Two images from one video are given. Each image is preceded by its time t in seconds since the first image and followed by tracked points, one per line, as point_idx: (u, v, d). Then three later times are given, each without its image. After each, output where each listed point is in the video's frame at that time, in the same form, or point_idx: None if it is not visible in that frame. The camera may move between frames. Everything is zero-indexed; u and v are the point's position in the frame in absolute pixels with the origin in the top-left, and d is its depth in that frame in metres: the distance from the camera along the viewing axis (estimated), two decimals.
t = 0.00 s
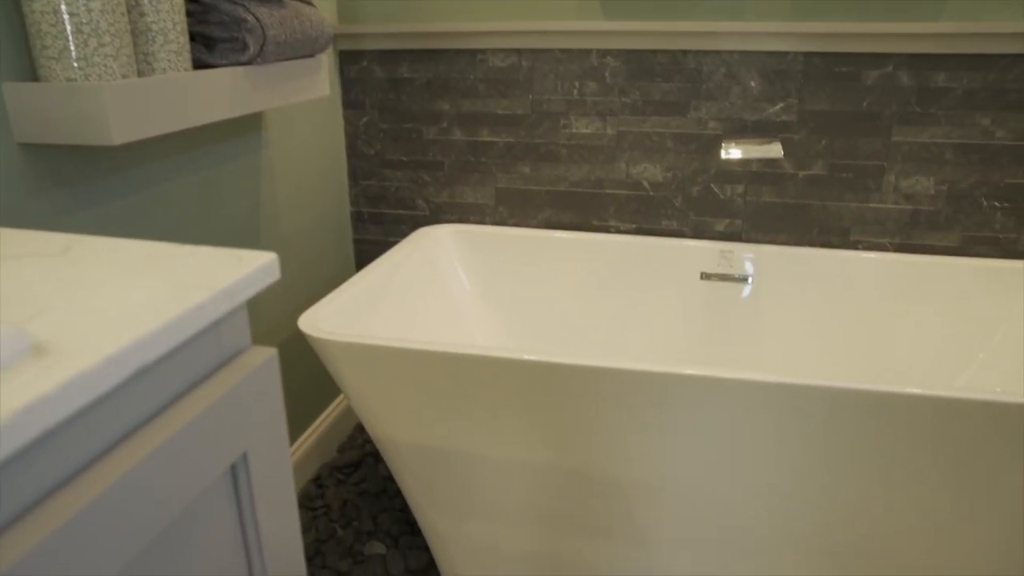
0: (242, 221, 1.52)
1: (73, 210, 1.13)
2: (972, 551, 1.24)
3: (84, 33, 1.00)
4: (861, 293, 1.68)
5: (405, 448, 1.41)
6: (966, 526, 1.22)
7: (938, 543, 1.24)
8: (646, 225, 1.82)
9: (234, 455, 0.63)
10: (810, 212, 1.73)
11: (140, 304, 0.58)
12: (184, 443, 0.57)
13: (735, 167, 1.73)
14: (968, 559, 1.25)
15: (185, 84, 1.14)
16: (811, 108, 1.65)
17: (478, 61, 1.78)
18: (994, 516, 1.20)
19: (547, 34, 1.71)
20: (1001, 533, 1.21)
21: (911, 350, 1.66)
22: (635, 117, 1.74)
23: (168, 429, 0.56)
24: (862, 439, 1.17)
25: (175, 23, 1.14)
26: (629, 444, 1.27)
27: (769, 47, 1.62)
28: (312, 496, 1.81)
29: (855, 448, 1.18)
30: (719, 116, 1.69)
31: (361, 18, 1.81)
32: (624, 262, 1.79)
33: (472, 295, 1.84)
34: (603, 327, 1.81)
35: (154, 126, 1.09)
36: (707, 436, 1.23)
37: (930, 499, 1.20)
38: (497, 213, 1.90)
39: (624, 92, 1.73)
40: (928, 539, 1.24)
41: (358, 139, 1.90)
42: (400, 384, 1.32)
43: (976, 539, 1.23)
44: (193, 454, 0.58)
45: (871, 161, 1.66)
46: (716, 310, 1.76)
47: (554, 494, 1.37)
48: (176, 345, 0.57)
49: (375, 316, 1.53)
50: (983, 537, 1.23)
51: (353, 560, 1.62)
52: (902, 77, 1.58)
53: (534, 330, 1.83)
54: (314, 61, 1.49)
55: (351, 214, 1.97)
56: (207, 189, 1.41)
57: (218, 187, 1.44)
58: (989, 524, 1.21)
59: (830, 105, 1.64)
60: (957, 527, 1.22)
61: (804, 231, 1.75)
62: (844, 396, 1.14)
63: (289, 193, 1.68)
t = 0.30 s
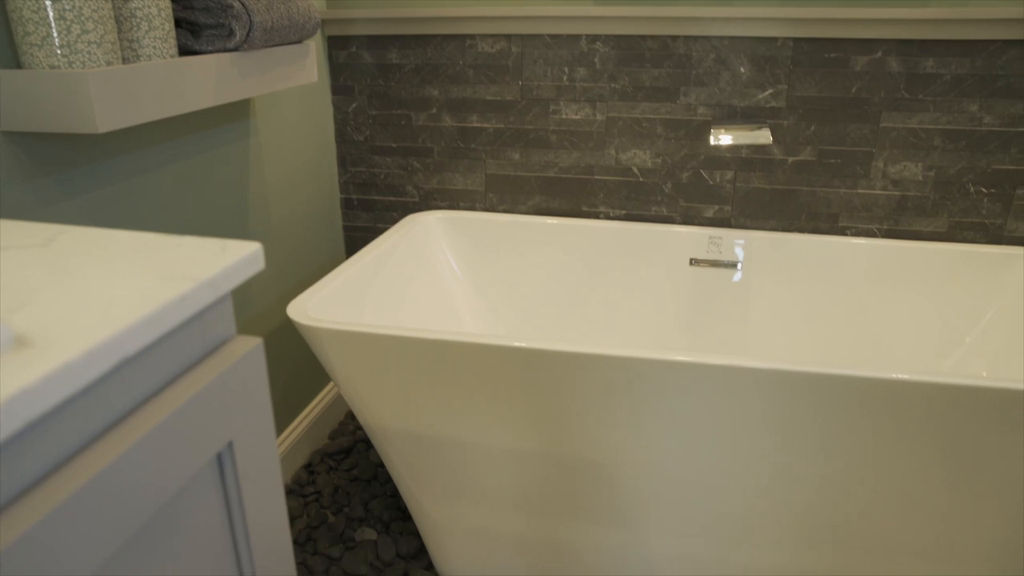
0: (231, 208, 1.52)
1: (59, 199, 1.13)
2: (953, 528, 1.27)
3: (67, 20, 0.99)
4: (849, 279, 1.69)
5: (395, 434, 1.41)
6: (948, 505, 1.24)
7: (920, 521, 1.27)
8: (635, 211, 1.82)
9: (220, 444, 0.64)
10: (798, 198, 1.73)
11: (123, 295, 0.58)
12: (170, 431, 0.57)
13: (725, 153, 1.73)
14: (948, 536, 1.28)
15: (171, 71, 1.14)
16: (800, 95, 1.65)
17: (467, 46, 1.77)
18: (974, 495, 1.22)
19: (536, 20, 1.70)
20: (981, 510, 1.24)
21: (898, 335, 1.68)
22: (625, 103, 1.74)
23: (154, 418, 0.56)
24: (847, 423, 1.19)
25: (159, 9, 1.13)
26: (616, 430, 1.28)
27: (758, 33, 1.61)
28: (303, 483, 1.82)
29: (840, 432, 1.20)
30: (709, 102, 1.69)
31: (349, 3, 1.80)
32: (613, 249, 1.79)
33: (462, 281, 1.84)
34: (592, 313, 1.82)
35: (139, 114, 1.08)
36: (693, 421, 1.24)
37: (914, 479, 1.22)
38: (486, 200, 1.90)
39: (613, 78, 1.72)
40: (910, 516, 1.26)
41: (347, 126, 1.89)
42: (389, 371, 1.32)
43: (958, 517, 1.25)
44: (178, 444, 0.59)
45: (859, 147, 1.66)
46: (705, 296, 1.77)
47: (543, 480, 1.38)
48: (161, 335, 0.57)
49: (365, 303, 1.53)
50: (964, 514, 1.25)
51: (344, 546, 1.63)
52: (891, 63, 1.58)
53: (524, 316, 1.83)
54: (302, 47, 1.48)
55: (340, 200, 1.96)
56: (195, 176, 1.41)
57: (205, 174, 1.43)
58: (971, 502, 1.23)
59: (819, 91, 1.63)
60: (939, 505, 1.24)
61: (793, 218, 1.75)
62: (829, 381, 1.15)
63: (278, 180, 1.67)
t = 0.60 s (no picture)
0: (222, 201, 1.51)
1: (49, 192, 1.12)
2: (939, 516, 1.28)
3: (54, 12, 0.99)
4: (840, 270, 1.70)
5: (387, 426, 1.42)
6: (934, 493, 1.25)
7: (907, 509, 1.28)
8: (627, 202, 1.83)
9: (209, 437, 0.64)
10: (790, 190, 1.74)
11: (110, 291, 0.58)
12: (158, 425, 0.58)
13: (716, 145, 1.73)
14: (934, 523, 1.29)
15: (160, 63, 1.13)
16: (791, 86, 1.65)
17: (459, 38, 1.77)
18: (960, 483, 1.23)
19: (527, 11, 1.70)
20: (967, 498, 1.25)
21: (888, 325, 1.69)
22: (617, 95, 1.74)
23: (143, 412, 0.57)
24: (835, 414, 1.20)
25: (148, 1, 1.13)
26: (607, 422, 1.29)
27: (749, 24, 1.61)
28: (297, 475, 1.82)
29: (828, 423, 1.21)
30: (700, 93, 1.69)
31: None
32: (605, 240, 1.79)
33: (455, 273, 1.84)
34: (584, 304, 1.82)
35: (128, 107, 1.08)
36: (683, 412, 1.25)
37: (901, 469, 1.23)
38: (479, 191, 1.90)
39: (605, 69, 1.72)
40: (897, 504, 1.28)
41: (339, 117, 1.89)
42: (381, 364, 1.32)
43: (945, 505, 1.27)
44: (166, 437, 0.59)
45: (850, 139, 1.66)
46: (697, 287, 1.78)
47: (535, 471, 1.38)
48: (150, 329, 0.57)
49: (357, 296, 1.53)
50: (950, 503, 1.26)
51: (338, 538, 1.64)
52: (882, 55, 1.59)
53: (516, 308, 1.83)
54: (292, 38, 1.48)
55: (332, 192, 1.96)
56: (186, 169, 1.40)
57: (196, 167, 1.43)
58: (957, 490, 1.24)
59: (810, 83, 1.64)
60: (926, 494, 1.26)
61: (784, 209, 1.76)
62: (819, 372, 1.16)
63: (269, 172, 1.67)
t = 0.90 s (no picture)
0: (210, 194, 1.51)
1: (36, 186, 1.12)
2: (921, 503, 1.30)
3: (38, 6, 0.99)
4: (826, 261, 1.71)
5: (376, 418, 1.42)
6: (916, 481, 1.27)
7: (889, 497, 1.30)
8: (616, 194, 1.84)
9: (194, 429, 0.65)
10: (776, 181, 1.75)
11: (93, 286, 0.58)
12: (144, 416, 0.58)
13: (704, 137, 1.74)
14: (916, 510, 1.31)
15: (146, 57, 1.14)
16: (778, 78, 1.65)
17: (447, 30, 1.77)
18: (943, 472, 1.25)
19: (515, 4, 1.70)
20: (948, 486, 1.27)
21: (874, 316, 1.70)
22: (605, 87, 1.74)
23: (129, 403, 0.57)
24: (818, 404, 1.21)
25: None
26: (594, 413, 1.30)
27: (736, 16, 1.62)
28: (288, 467, 1.83)
29: (812, 412, 1.22)
30: (688, 85, 1.70)
31: None
32: (593, 232, 1.80)
33: (444, 265, 1.85)
34: (572, 296, 1.83)
35: (114, 101, 1.08)
36: (668, 403, 1.26)
37: (883, 457, 1.24)
38: (468, 184, 1.91)
39: (593, 61, 1.73)
40: (879, 492, 1.29)
41: (328, 110, 1.89)
42: (370, 356, 1.33)
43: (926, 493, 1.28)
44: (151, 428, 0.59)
45: (836, 131, 1.67)
46: (685, 278, 1.79)
47: (522, 461, 1.40)
48: (135, 323, 0.58)
49: (347, 288, 1.53)
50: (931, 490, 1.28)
51: (329, 529, 1.65)
52: (867, 47, 1.59)
53: (506, 300, 1.84)
54: (279, 31, 1.48)
55: (322, 185, 1.97)
56: (173, 162, 1.40)
57: (184, 160, 1.43)
58: (939, 479, 1.26)
59: (796, 75, 1.64)
60: (909, 482, 1.27)
61: (771, 200, 1.77)
62: (802, 363, 1.17)
63: (257, 165, 1.67)
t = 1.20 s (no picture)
0: (202, 192, 1.52)
1: (27, 185, 1.12)
2: (907, 497, 1.31)
3: (27, 6, 0.99)
4: (815, 257, 1.73)
5: (368, 415, 1.43)
6: (902, 475, 1.28)
7: (876, 491, 1.31)
8: (606, 190, 1.84)
9: (183, 427, 0.65)
10: (766, 177, 1.75)
11: (82, 285, 0.59)
12: (133, 414, 0.59)
13: (694, 134, 1.75)
14: (902, 504, 1.32)
15: (136, 55, 1.14)
16: (767, 75, 1.66)
17: (438, 27, 1.77)
18: (929, 466, 1.26)
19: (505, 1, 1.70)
20: (934, 479, 1.28)
21: (863, 311, 1.71)
22: (595, 84, 1.75)
23: (119, 401, 0.58)
24: (806, 399, 1.22)
25: None
26: (584, 409, 1.31)
27: (726, 14, 1.62)
28: (280, 464, 1.84)
29: (800, 406, 1.23)
30: (678, 82, 1.71)
31: None
32: (584, 228, 1.81)
33: (436, 262, 1.85)
34: (563, 292, 1.84)
35: (104, 100, 1.08)
36: (657, 398, 1.27)
37: (871, 451, 1.26)
38: (459, 180, 1.91)
39: (583, 58, 1.73)
40: (866, 485, 1.31)
41: (319, 107, 1.89)
42: (361, 353, 1.33)
43: (912, 487, 1.29)
44: (141, 426, 0.60)
45: (825, 127, 1.68)
46: (675, 274, 1.80)
47: (513, 457, 1.40)
48: (125, 321, 0.58)
49: (338, 285, 1.54)
50: (917, 484, 1.29)
51: (322, 525, 1.66)
52: (856, 44, 1.60)
53: (497, 296, 1.85)
54: (270, 29, 1.48)
55: (313, 182, 1.97)
56: (164, 160, 1.40)
57: (175, 158, 1.43)
58: (925, 473, 1.27)
59: (786, 72, 1.65)
60: (896, 475, 1.28)
61: (761, 196, 1.78)
62: (790, 358, 1.18)
63: (249, 162, 1.67)
